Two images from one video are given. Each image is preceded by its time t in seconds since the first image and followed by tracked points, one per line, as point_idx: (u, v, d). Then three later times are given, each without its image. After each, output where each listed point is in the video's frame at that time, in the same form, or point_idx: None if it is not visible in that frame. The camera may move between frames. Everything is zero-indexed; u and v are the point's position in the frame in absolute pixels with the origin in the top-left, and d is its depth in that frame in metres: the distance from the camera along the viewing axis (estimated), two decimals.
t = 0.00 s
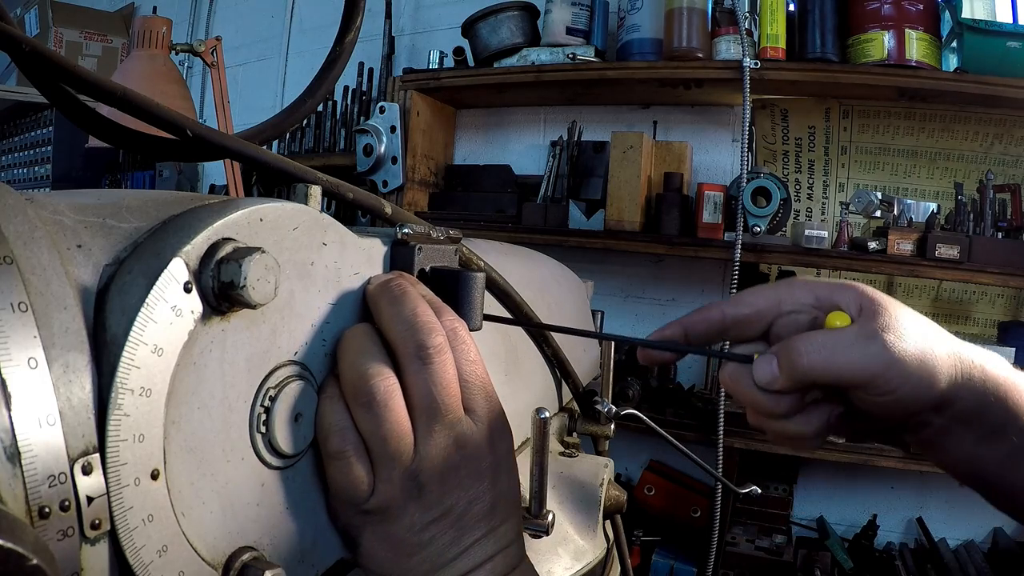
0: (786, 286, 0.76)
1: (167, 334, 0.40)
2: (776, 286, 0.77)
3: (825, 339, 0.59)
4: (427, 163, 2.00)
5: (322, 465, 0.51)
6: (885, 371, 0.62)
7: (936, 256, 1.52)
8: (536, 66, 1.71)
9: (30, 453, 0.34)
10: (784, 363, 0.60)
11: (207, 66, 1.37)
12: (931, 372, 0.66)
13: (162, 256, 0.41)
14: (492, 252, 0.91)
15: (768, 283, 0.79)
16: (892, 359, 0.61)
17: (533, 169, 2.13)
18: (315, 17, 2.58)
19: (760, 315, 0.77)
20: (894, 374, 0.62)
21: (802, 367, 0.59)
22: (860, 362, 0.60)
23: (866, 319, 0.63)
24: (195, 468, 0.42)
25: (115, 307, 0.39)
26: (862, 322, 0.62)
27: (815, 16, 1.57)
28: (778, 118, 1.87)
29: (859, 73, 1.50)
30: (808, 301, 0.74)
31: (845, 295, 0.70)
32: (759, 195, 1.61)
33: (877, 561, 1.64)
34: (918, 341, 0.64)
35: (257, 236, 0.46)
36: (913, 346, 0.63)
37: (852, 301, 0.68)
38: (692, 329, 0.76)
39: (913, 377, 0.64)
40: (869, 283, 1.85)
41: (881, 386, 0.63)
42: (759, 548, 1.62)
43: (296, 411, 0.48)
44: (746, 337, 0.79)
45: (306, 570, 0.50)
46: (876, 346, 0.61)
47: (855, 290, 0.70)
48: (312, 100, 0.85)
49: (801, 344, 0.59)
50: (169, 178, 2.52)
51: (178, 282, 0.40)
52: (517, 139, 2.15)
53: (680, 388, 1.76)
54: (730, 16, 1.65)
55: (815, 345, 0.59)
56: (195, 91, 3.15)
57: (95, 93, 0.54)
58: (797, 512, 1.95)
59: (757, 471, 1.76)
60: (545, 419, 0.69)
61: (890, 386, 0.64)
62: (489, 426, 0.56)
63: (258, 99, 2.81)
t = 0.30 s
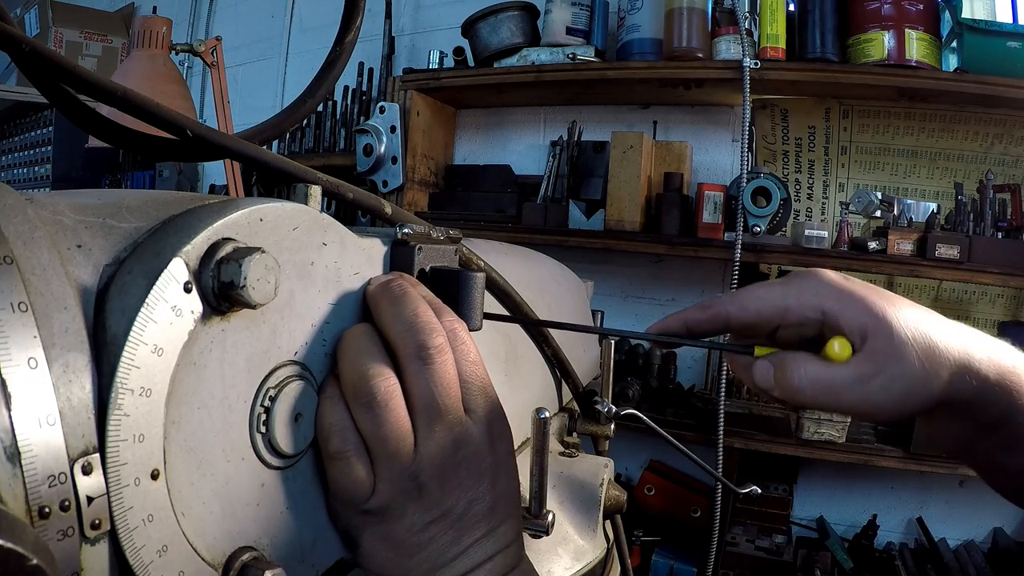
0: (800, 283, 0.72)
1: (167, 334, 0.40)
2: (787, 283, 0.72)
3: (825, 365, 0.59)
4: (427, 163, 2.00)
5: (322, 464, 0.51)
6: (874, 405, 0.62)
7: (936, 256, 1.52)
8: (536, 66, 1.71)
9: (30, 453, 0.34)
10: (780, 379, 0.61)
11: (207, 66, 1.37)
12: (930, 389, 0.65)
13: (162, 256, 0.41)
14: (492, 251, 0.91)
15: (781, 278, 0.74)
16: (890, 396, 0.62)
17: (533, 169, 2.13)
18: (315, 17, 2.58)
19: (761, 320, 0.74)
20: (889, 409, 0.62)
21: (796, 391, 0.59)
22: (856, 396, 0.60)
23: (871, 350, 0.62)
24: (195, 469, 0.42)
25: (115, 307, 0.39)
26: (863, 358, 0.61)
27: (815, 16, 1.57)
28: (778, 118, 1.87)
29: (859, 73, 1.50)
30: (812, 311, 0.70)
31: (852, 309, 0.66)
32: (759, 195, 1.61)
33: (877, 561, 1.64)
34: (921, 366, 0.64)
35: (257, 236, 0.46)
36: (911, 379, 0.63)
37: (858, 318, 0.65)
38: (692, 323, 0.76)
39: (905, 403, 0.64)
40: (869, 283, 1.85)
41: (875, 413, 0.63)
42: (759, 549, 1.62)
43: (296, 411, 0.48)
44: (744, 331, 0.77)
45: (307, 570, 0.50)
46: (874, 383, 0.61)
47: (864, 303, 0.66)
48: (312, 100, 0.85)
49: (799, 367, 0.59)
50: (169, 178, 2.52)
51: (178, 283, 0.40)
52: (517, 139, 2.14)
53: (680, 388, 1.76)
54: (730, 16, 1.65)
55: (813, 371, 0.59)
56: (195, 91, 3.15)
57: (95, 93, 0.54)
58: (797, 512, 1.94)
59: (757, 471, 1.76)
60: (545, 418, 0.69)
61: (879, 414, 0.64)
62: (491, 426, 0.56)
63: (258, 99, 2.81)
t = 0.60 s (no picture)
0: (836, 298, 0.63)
1: (167, 334, 0.40)
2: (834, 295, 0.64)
3: (887, 359, 0.48)
4: (427, 163, 2.00)
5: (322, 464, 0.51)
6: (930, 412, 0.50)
7: (936, 256, 1.52)
8: (536, 66, 1.71)
9: (30, 453, 0.34)
10: (837, 381, 0.50)
11: (208, 66, 1.37)
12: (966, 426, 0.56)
13: (161, 256, 0.41)
14: (492, 251, 0.91)
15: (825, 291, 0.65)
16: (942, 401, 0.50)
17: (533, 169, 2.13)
18: (315, 17, 2.58)
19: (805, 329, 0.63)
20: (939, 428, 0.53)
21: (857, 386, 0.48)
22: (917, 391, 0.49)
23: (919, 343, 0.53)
24: (194, 469, 0.42)
25: (115, 307, 0.39)
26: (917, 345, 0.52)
27: (815, 16, 1.57)
28: (778, 118, 1.87)
29: (859, 73, 1.50)
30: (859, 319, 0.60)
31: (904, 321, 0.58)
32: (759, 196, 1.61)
33: (877, 561, 1.64)
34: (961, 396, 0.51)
35: (256, 236, 0.46)
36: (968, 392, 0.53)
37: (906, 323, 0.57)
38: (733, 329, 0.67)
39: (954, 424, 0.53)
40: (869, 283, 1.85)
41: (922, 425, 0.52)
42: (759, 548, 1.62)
43: (296, 411, 0.48)
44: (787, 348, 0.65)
45: (307, 570, 0.50)
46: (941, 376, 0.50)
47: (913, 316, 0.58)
48: (312, 100, 0.85)
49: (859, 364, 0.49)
50: (169, 178, 2.52)
51: (178, 282, 0.40)
52: (517, 139, 2.14)
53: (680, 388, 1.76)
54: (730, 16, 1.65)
55: (876, 366, 0.48)
56: (195, 91, 3.15)
57: (95, 93, 0.54)
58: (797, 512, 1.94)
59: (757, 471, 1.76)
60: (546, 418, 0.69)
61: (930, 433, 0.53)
62: (491, 427, 0.55)
63: (258, 99, 2.81)
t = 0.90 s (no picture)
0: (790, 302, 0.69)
1: (167, 334, 0.40)
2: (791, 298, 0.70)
3: (840, 337, 0.56)
4: (427, 163, 2.00)
5: (321, 465, 0.51)
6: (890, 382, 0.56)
7: (936, 256, 1.52)
8: (535, 66, 1.71)
9: (30, 453, 0.34)
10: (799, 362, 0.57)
11: (207, 66, 1.37)
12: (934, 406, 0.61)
13: (161, 256, 0.41)
14: (491, 252, 0.91)
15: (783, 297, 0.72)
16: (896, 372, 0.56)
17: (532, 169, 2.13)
18: (315, 17, 2.58)
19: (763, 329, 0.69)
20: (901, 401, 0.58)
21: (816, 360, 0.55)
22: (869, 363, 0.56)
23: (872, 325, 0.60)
24: (194, 468, 0.42)
25: (115, 306, 0.39)
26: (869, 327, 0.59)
27: (815, 16, 1.57)
28: (778, 118, 1.87)
29: (859, 73, 1.50)
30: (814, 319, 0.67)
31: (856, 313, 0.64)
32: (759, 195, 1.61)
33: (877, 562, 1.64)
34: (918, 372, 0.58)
35: (257, 236, 0.46)
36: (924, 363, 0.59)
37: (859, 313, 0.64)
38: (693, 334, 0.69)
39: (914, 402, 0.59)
40: (869, 283, 1.85)
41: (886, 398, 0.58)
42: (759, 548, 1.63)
43: (296, 411, 0.48)
44: (748, 346, 0.70)
45: (306, 570, 0.50)
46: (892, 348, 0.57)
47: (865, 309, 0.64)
48: (312, 100, 0.85)
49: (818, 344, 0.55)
50: (169, 178, 2.52)
51: (178, 282, 0.40)
52: (517, 139, 2.14)
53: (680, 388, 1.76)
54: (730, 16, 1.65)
55: (833, 346, 0.55)
56: (195, 91, 3.15)
57: (95, 93, 0.54)
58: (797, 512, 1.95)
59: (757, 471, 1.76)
60: (545, 418, 0.69)
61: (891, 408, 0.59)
62: (491, 427, 0.55)
63: (258, 99, 2.81)
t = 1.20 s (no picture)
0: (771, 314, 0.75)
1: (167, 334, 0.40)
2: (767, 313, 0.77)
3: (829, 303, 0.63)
4: (427, 163, 2.00)
5: (321, 465, 0.51)
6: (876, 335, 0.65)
7: (936, 256, 1.52)
8: (536, 66, 1.71)
9: (30, 453, 0.34)
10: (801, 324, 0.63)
11: (208, 66, 1.37)
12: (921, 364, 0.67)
13: (161, 256, 0.41)
14: (492, 252, 0.91)
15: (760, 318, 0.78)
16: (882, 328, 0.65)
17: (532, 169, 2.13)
18: (315, 17, 2.58)
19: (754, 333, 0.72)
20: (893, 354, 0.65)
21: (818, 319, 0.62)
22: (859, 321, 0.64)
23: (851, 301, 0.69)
24: (194, 469, 0.42)
25: (114, 306, 0.39)
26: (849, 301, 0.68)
27: (815, 16, 1.57)
28: (778, 118, 1.87)
29: (859, 73, 1.50)
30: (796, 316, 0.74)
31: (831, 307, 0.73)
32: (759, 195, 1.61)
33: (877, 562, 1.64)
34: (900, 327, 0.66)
35: (256, 236, 0.46)
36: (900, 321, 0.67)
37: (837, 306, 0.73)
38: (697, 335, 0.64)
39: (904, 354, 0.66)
40: (869, 283, 1.85)
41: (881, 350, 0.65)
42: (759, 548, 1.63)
43: (296, 411, 0.48)
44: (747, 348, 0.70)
45: (307, 570, 0.50)
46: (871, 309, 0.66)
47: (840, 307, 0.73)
48: (312, 100, 0.85)
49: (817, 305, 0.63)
50: (169, 179, 2.51)
51: (178, 282, 0.40)
52: (517, 139, 2.14)
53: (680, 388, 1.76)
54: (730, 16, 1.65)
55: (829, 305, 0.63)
56: (195, 91, 3.15)
57: (94, 93, 0.54)
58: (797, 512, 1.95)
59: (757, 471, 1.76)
60: (545, 418, 0.69)
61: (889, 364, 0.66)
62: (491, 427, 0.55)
63: (258, 99, 2.81)
